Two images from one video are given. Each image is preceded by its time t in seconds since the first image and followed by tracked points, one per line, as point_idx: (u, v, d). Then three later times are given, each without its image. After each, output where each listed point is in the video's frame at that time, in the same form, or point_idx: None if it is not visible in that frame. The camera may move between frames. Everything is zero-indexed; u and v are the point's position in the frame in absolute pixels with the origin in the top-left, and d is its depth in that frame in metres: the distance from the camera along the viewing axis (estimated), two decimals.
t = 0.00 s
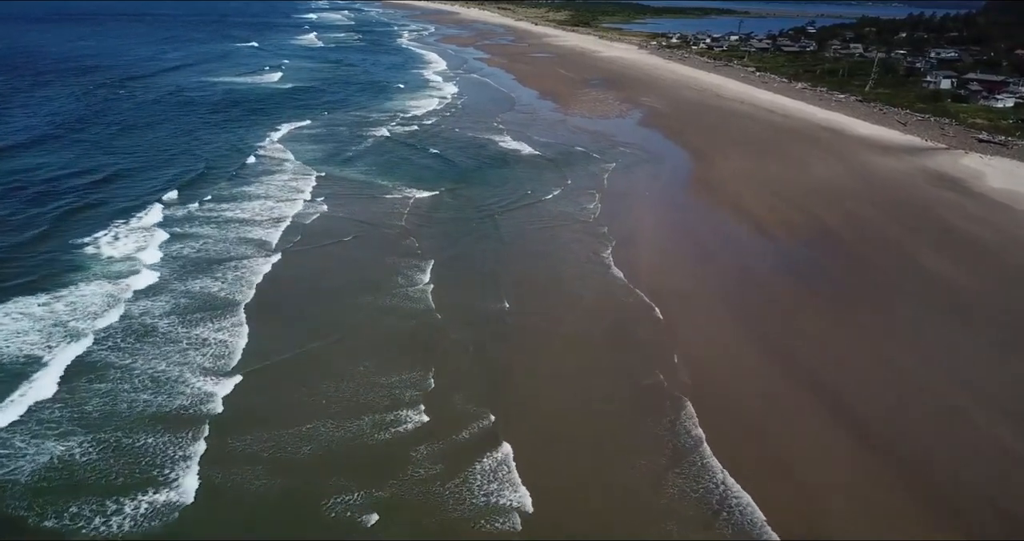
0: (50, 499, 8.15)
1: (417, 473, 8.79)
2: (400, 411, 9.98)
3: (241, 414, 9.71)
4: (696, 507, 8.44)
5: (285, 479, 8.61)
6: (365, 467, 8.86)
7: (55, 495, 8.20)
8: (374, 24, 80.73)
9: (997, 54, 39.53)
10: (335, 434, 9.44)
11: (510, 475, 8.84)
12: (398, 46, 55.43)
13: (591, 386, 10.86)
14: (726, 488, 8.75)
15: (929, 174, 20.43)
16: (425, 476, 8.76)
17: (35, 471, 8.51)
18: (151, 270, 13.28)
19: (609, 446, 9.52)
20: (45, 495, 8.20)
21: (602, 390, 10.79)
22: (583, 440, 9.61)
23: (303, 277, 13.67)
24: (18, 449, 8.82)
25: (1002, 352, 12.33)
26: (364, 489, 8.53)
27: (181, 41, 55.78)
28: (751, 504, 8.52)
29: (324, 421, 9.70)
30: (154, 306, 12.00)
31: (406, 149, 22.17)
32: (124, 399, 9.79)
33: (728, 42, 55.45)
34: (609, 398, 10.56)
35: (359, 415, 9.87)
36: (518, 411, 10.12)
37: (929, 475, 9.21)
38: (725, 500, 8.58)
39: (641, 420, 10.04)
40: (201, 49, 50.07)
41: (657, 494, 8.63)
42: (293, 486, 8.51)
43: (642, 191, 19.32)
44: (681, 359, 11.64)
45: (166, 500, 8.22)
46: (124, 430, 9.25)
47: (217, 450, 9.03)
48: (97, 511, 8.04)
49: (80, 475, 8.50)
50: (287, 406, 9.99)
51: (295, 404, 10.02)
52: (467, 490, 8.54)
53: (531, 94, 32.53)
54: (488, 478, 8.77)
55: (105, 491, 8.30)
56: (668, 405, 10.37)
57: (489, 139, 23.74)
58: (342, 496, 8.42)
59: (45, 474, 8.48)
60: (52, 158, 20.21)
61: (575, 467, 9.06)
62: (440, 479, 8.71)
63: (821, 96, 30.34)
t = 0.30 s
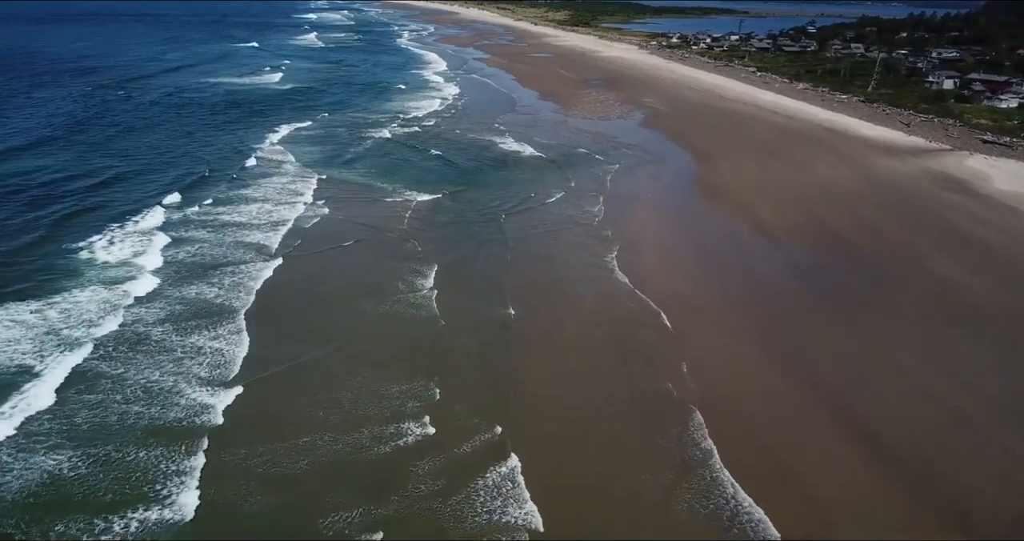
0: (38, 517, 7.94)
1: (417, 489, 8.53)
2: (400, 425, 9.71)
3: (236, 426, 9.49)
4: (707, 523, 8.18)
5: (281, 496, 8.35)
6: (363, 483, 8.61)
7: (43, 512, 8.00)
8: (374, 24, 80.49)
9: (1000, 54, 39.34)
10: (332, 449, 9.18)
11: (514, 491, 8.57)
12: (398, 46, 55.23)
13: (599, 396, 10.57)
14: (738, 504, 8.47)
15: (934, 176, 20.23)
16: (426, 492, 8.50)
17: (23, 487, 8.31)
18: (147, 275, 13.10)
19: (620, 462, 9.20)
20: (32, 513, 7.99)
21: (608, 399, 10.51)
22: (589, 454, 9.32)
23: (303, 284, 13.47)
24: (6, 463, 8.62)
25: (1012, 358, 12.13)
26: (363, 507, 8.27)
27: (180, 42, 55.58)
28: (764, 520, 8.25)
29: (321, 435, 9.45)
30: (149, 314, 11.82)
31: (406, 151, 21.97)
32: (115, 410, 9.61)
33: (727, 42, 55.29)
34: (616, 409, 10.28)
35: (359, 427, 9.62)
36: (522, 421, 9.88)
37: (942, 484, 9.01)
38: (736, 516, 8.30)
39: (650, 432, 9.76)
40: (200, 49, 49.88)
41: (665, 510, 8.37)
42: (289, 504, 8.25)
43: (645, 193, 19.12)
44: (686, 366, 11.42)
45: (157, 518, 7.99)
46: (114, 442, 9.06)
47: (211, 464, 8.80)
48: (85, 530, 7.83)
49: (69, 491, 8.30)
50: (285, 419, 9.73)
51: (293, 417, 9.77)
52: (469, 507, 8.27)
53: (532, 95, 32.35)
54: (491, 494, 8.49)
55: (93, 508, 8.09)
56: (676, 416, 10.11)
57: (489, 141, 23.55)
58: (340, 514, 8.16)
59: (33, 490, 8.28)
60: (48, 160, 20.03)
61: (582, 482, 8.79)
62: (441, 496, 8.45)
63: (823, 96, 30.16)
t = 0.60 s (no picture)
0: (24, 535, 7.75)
1: (417, 506, 8.33)
2: (401, 438, 9.49)
3: (231, 439, 9.29)
4: None
5: (278, 514, 8.15)
6: (362, 499, 8.40)
7: (30, 530, 7.80)
8: (373, 24, 80.35)
9: (1002, 54, 39.18)
10: (331, 465, 8.95)
11: (518, 507, 8.35)
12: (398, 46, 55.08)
13: (603, 406, 10.35)
14: (748, 520, 8.25)
15: (939, 178, 20.06)
16: (426, 509, 8.29)
17: (9, 503, 8.12)
18: (141, 281, 12.92)
19: (628, 475, 8.97)
20: (18, 531, 7.79)
21: (613, 409, 10.30)
22: (594, 465, 9.11)
23: (303, 290, 13.29)
24: None
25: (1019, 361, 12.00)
26: (363, 524, 8.07)
27: (179, 42, 55.44)
28: (775, 537, 8.02)
29: (320, 449, 9.22)
30: (142, 322, 11.63)
31: (406, 153, 21.82)
32: (106, 422, 9.42)
33: (728, 42, 55.15)
34: (621, 419, 10.06)
35: (359, 440, 9.40)
36: (526, 433, 9.66)
37: (953, 494, 8.85)
38: (746, 534, 8.08)
39: (656, 444, 9.54)
40: (199, 49, 49.75)
41: (673, 527, 8.16)
42: (286, 523, 8.05)
43: (647, 195, 18.96)
44: (692, 372, 11.23)
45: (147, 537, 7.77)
46: (105, 455, 8.87)
47: (205, 479, 8.60)
48: None
49: (55, 508, 8.10)
50: (284, 432, 9.51)
51: (291, 430, 9.55)
52: (471, 527, 8.05)
53: (532, 96, 32.21)
54: (494, 512, 8.27)
55: (81, 525, 7.89)
56: (683, 426, 9.90)
57: (490, 142, 23.40)
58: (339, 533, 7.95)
59: (19, 507, 8.09)
60: (44, 163, 19.88)
61: (588, 497, 8.57)
62: (441, 514, 8.24)
63: (825, 97, 29.99)
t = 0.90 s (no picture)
0: None
1: (421, 525, 8.11)
2: (402, 453, 9.29)
3: (227, 453, 9.08)
4: None
5: (277, 533, 7.93)
6: (363, 518, 8.18)
7: None
8: (372, 24, 80.10)
9: (1003, 53, 39.07)
10: (329, 481, 8.72)
11: (523, 526, 8.14)
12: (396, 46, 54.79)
13: (608, 420, 10.18)
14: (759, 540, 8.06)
15: (944, 180, 19.89)
16: (430, 528, 8.07)
17: None
18: (135, 288, 12.71)
19: (636, 492, 8.78)
20: None
21: (618, 423, 10.14)
22: (601, 481, 8.92)
23: (303, 296, 13.10)
24: None
25: None
26: None
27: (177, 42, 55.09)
28: None
29: (320, 464, 9.02)
30: (135, 331, 11.42)
31: (405, 155, 21.65)
32: (95, 437, 9.19)
33: (728, 42, 54.94)
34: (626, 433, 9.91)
35: (361, 455, 9.21)
36: (530, 447, 9.49)
37: (965, 509, 8.73)
38: None
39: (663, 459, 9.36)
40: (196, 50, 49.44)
41: None
42: None
43: (649, 198, 18.80)
44: (698, 383, 11.08)
45: None
46: (93, 472, 8.65)
47: (200, 497, 8.39)
48: None
49: (43, 528, 7.88)
50: (283, 446, 9.32)
51: (289, 445, 9.35)
52: None
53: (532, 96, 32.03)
54: (498, 531, 8.05)
55: None
56: (690, 440, 9.75)
57: (491, 143, 23.23)
58: None
59: (6, 526, 7.87)
60: (39, 165, 19.67)
61: (594, 515, 8.39)
62: (445, 533, 8.02)
63: (828, 97, 29.79)
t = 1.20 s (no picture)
0: None
1: None
2: (403, 467, 9.09)
3: (222, 467, 8.92)
4: None
5: None
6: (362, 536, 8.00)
7: None
8: (372, 23, 79.83)
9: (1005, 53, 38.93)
10: (326, 496, 8.54)
11: None
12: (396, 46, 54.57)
13: (613, 431, 10.00)
14: None
15: (949, 181, 19.74)
16: None
17: None
18: (129, 294, 12.51)
19: (640, 507, 8.61)
20: None
21: (623, 434, 9.97)
22: (605, 496, 8.74)
23: (302, 302, 12.95)
24: None
25: None
26: None
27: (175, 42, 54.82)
28: None
29: (317, 478, 8.83)
30: (129, 339, 11.25)
31: (405, 156, 21.50)
32: (83, 450, 9.00)
33: (729, 42, 54.72)
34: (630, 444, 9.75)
35: (360, 469, 9.02)
36: (533, 460, 9.33)
37: (967, 515, 8.68)
38: None
39: (666, 471, 9.23)
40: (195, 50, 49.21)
41: None
42: None
43: (650, 199, 18.66)
44: (699, 387, 11.02)
45: None
46: (83, 487, 8.48)
47: (195, 513, 8.22)
48: None
49: None
50: (281, 459, 9.14)
51: (288, 458, 9.17)
52: None
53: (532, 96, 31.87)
54: None
55: None
56: (695, 450, 9.61)
57: (491, 144, 23.09)
58: None
59: None
60: (35, 168, 19.51)
61: (598, 531, 8.22)
62: None
63: (829, 98, 29.63)
